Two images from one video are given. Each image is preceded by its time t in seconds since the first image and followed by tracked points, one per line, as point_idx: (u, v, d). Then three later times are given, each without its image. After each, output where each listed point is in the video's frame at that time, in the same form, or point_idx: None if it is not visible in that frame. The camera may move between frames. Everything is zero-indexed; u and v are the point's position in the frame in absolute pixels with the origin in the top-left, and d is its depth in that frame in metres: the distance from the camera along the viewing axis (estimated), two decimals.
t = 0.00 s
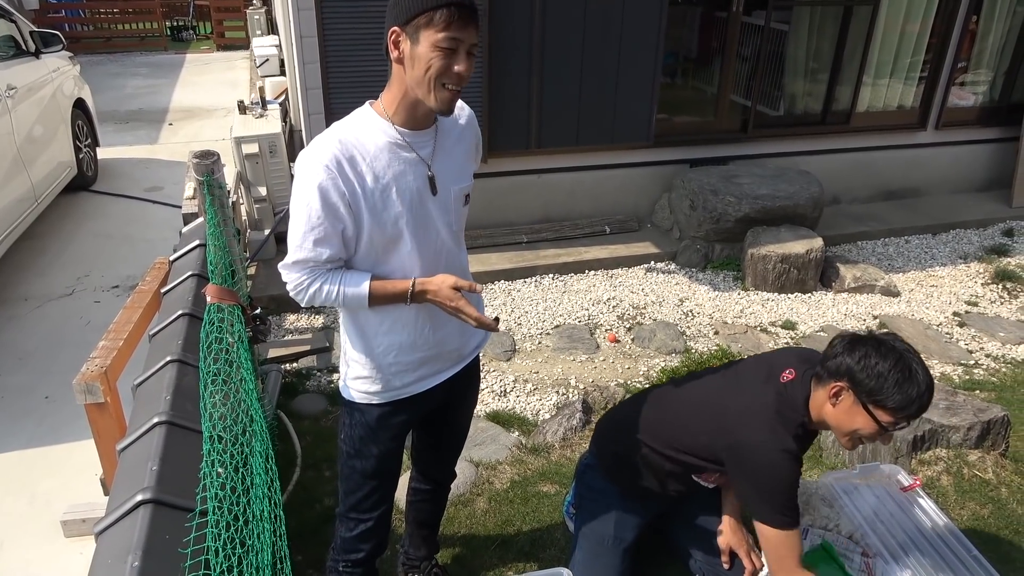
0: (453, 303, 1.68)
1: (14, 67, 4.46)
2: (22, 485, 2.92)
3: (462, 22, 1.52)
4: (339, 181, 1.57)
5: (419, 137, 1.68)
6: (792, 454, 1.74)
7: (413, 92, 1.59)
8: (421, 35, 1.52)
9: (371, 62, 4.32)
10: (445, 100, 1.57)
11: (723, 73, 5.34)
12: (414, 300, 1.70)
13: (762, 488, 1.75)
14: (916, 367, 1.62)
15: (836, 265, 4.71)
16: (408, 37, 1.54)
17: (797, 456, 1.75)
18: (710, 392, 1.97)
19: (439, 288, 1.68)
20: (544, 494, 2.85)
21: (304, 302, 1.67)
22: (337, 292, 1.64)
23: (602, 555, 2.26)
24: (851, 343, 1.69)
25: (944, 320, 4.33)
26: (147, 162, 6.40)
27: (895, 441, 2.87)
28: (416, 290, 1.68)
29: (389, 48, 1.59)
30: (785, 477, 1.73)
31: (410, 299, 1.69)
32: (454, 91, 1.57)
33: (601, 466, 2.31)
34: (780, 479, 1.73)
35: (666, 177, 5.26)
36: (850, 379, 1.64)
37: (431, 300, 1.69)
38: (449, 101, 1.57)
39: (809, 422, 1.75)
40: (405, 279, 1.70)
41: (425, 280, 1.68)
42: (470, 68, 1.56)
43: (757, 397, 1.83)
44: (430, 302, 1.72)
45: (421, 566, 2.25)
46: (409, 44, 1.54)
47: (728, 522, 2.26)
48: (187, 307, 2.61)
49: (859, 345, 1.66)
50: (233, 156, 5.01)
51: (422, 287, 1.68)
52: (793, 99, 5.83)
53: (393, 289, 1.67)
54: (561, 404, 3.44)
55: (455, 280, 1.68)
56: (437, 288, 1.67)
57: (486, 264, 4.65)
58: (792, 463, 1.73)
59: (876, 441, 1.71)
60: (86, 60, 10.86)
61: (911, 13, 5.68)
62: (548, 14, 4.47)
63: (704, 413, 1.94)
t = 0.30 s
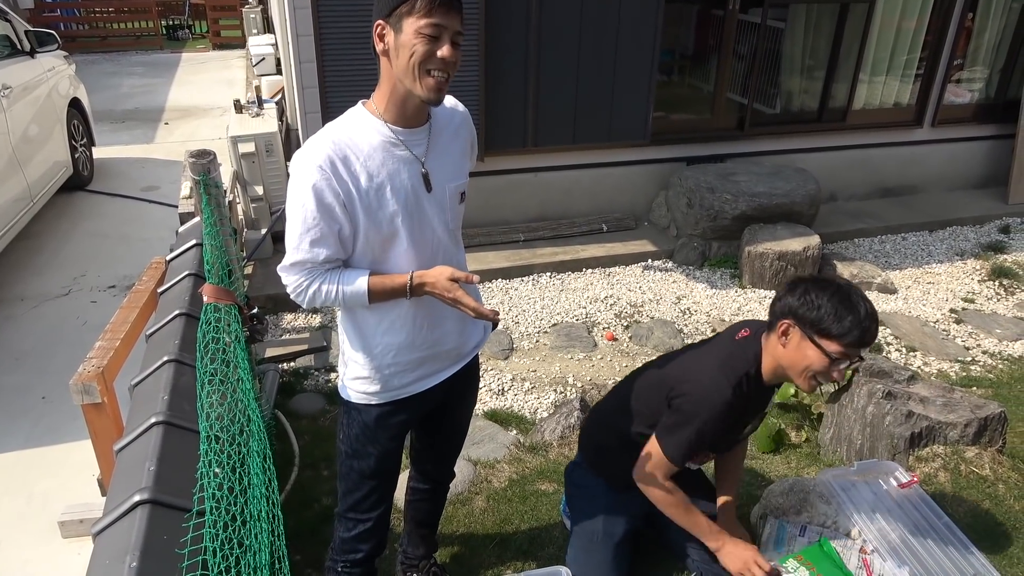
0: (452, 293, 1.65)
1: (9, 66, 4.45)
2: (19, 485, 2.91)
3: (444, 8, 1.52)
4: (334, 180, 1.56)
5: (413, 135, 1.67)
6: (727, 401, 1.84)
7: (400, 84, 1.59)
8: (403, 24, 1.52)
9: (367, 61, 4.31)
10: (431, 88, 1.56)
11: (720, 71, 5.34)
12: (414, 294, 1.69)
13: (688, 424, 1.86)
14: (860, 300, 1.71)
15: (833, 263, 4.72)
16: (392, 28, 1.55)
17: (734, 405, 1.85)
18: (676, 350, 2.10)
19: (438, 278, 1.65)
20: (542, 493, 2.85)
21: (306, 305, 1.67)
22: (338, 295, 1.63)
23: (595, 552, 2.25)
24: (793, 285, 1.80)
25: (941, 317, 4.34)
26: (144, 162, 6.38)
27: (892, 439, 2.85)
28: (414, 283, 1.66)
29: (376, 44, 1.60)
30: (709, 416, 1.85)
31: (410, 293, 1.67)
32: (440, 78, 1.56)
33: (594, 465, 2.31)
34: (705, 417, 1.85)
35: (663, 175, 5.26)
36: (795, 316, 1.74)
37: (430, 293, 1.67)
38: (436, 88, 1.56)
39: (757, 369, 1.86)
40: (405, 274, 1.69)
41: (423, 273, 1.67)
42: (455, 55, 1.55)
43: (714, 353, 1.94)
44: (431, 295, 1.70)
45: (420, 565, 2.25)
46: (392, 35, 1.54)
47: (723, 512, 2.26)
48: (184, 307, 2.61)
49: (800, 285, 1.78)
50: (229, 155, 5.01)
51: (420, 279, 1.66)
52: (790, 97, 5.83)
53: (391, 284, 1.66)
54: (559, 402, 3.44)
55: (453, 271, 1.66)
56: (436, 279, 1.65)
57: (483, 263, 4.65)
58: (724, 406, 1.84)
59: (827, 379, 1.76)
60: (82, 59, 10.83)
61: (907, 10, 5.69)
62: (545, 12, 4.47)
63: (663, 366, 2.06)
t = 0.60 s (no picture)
0: (441, 294, 1.64)
1: (3, 67, 4.44)
2: (17, 487, 2.90)
3: (433, 7, 1.52)
4: (325, 181, 1.56)
5: (404, 134, 1.67)
6: (649, 337, 2.04)
7: (389, 83, 1.58)
8: (393, 23, 1.52)
9: (363, 60, 4.30)
10: (421, 87, 1.56)
11: (716, 68, 5.34)
12: (405, 293, 1.69)
13: (613, 358, 2.06)
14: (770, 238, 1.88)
15: (829, 260, 4.72)
16: (382, 27, 1.55)
17: (649, 340, 2.04)
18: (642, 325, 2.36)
19: (429, 278, 1.65)
20: (541, 491, 2.85)
21: (299, 305, 1.67)
22: (329, 294, 1.64)
23: (586, 546, 2.24)
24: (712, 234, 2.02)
25: (937, 314, 4.35)
26: (140, 162, 6.37)
27: (889, 435, 2.85)
28: (406, 283, 1.66)
29: (366, 42, 1.60)
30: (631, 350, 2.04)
31: (401, 292, 1.67)
32: (429, 77, 1.56)
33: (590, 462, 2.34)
34: (627, 350, 2.05)
35: (660, 173, 5.27)
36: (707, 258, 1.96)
37: (422, 292, 1.67)
38: (425, 87, 1.56)
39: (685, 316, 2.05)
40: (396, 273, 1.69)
41: (415, 272, 1.67)
42: (445, 54, 1.55)
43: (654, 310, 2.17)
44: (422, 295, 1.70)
45: (418, 564, 2.25)
46: (382, 34, 1.54)
47: (723, 509, 2.27)
48: (181, 308, 2.60)
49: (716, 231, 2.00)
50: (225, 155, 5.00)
51: (411, 279, 1.66)
52: (786, 94, 5.84)
53: (383, 284, 1.66)
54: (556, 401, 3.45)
55: (445, 272, 1.66)
56: (427, 279, 1.65)
57: (480, 261, 4.65)
58: (639, 340, 2.04)
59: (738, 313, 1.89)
60: (77, 59, 10.80)
61: (903, 8, 5.70)
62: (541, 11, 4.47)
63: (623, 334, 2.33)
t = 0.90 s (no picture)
0: (435, 292, 1.65)
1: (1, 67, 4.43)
2: (15, 487, 2.90)
3: (435, 28, 1.51)
4: (318, 179, 1.56)
5: (397, 134, 1.67)
6: (597, 310, 2.19)
7: (383, 90, 1.59)
8: (392, 36, 1.51)
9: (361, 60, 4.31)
10: (411, 102, 1.58)
11: (714, 67, 5.34)
12: (398, 293, 1.68)
13: (560, 330, 2.20)
14: (695, 215, 1.99)
15: (828, 259, 4.73)
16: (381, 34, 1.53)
17: (589, 311, 2.19)
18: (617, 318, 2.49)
19: (423, 278, 1.65)
20: (540, 490, 2.85)
21: (292, 303, 1.66)
22: (322, 292, 1.64)
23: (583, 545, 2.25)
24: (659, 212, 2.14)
25: (936, 312, 4.35)
26: (138, 162, 6.36)
27: (888, 434, 2.85)
28: (399, 282, 1.66)
29: (365, 42, 1.59)
30: (579, 320, 2.18)
31: (394, 292, 1.67)
32: (421, 93, 1.57)
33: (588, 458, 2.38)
34: (570, 323, 2.19)
35: (658, 172, 5.28)
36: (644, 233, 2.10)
37: (415, 292, 1.67)
38: (415, 102, 1.58)
39: (631, 297, 2.20)
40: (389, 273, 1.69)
41: (408, 271, 1.67)
42: (439, 74, 1.56)
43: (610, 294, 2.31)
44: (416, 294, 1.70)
45: (418, 564, 2.24)
46: (380, 42, 1.53)
47: (719, 501, 2.27)
48: (179, 308, 2.60)
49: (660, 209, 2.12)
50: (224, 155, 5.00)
51: (404, 278, 1.66)
52: (784, 93, 5.85)
53: (376, 283, 1.65)
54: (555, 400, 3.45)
55: (439, 271, 1.66)
56: (420, 278, 1.65)
57: (479, 261, 4.65)
58: (581, 311, 2.19)
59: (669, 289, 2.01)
60: (74, 59, 10.78)
61: (900, 6, 5.71)
62: (539, 10, 4.46)
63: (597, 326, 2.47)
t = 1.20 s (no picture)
0: (426, 301, 1.63)
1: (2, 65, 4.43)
2: (16, 486, 2.90)
3: (441, 44, 1.49)
4: (314, 179, 1.56)
5: (398, 135, 1.66)
6: (580, 307, 2.22)
7: (384, 98, 1.60)
8: (396, 48, 1.50)
9: (362, 59, 4.31)
10: (411, 112, 1.59)
11: (715, 67, 5.34)
12: (391, 296, 1.68)
13: (544, 331, 2.25)
14: (670, 207, 2.03)
15: (829, 259, 4.73)
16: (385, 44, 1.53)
17: (572, 309, 2.22)
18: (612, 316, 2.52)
19: (414, 285, 1.64)
20: (541, 489, 2.85)
21: (286, 300, 1.67)
22: (315, 290, 1.64)
23: (583, 546, 2.25)
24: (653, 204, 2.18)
25: (937, 312, 4.35)
26: (139, 161, 6.36)
27: (889, 433, 2.85)
28: (391, 286, 1.66)
29: (369, 48, 1.58)
30: (562, 318, 2.22)
31: (386, 295, 1.67)
32: (421, 105, 1.58)
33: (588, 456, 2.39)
34: (552, 322, 2.23)
35: (659, 172, 5.29)
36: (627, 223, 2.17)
37: (405, 296, 1.66)
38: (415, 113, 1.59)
39: (611, 291, 2.22)
40: (382, 275, 1.69)
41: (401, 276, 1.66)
42: (441, 87, 1.56)
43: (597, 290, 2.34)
44: (408, 299, 1.69)
45: (418, 563, 2.24)
46: (384, 52, 1.53)
47: (711, 489, 2.29)
48: (181, 306, 2.60)
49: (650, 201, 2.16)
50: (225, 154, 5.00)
51: (396, 282, 1.65)
52: (785, 93, 5.85)
53: (368, 285, 1.65)
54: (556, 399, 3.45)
55: (429, 280, 1.64)
56: (411, 285, 1.64)
57: (480, 260, 4.65)
58: (563, 309, 2.22)
59: (630, 276, 2.05)
60: (75, 58, 10.77)
61: (901, 6, 5.71)
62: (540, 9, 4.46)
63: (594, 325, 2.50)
